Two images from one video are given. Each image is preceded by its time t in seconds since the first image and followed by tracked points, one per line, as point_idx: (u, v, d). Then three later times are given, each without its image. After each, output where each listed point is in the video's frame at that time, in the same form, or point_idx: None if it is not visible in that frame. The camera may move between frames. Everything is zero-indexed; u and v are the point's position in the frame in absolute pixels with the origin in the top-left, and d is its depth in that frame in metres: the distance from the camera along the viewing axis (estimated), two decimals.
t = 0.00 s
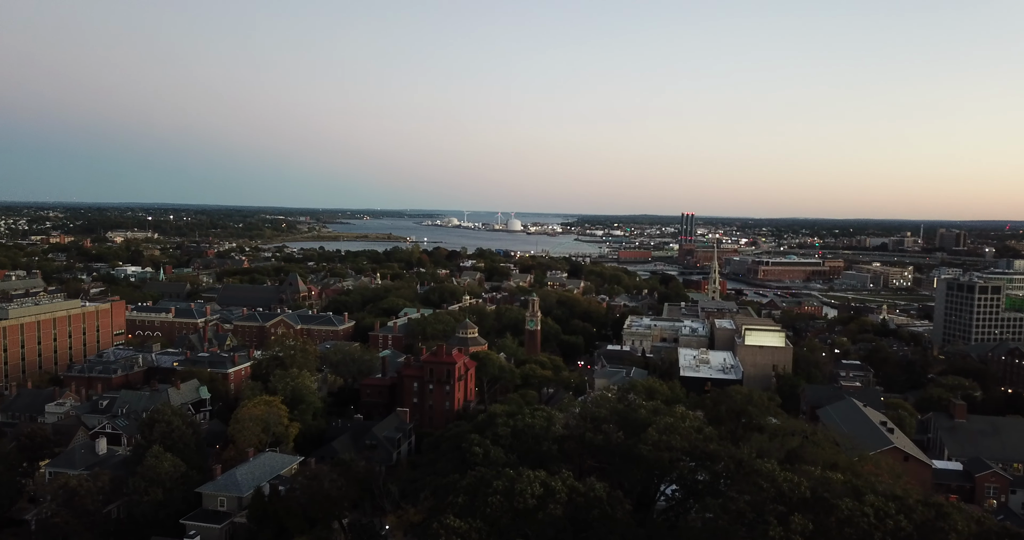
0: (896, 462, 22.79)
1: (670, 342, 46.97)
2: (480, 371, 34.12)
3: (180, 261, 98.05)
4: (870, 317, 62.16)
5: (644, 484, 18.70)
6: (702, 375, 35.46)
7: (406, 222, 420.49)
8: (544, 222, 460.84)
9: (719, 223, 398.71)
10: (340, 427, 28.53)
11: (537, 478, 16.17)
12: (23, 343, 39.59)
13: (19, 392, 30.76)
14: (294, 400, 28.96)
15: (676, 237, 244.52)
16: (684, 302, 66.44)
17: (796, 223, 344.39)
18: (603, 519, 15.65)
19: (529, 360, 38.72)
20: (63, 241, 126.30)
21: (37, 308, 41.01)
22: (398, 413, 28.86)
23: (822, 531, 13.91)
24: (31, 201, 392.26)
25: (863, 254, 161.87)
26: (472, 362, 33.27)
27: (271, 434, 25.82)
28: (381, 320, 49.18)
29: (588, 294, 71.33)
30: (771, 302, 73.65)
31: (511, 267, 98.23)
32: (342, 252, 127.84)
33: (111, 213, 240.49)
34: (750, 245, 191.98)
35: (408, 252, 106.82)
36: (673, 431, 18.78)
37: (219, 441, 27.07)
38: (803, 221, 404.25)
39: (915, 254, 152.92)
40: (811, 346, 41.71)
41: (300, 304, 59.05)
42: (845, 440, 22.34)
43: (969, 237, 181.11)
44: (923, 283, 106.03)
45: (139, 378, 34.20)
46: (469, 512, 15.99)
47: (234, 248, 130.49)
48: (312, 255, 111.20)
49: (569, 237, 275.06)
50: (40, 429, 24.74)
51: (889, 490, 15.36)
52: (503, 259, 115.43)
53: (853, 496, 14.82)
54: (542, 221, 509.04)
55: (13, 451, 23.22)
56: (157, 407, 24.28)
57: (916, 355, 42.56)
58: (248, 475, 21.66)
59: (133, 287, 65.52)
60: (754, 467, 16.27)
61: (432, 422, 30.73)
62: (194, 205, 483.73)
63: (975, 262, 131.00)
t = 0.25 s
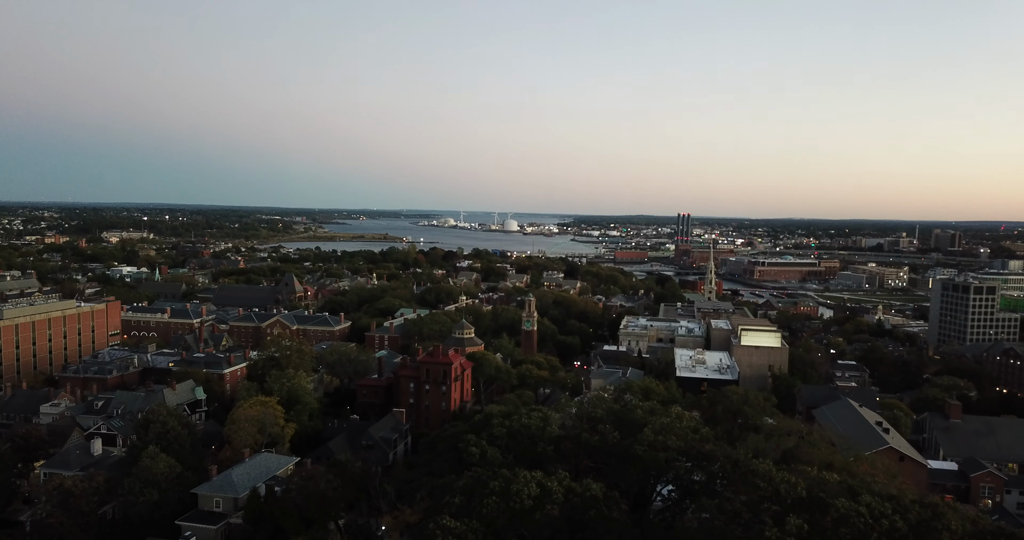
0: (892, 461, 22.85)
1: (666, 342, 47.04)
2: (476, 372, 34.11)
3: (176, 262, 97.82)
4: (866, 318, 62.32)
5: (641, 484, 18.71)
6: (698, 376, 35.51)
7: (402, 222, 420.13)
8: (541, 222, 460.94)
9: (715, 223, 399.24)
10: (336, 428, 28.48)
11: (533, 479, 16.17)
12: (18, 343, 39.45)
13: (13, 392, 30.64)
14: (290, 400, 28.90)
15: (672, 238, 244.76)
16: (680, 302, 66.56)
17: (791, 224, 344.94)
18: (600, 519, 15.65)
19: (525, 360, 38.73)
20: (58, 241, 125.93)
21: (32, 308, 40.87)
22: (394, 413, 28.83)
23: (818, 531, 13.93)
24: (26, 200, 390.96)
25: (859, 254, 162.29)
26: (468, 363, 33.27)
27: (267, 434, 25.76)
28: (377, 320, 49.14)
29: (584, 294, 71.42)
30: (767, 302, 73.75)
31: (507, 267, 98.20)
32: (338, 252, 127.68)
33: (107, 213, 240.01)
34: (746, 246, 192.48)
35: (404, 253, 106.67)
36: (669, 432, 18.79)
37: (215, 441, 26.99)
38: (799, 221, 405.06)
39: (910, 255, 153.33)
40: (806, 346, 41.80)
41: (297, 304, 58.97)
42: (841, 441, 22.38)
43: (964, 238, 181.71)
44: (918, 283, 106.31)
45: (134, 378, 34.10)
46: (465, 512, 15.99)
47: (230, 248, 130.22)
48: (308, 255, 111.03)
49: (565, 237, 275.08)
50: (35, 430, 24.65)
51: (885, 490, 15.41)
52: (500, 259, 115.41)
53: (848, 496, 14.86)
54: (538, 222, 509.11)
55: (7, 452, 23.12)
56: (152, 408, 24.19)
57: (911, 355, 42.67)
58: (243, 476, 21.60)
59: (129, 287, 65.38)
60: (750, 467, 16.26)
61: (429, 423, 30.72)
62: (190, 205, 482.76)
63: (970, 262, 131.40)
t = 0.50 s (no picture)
0: (887, 461, 22.91)
1: (663, 342, 47.09)
2: (472, 372, 34.12)
3: (171, 262, 97.65)
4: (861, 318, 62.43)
5: (637, 484, 18.72)
6: (694, 376, 35.56)
7: (398, 222, 419.87)
8: (537, 222, 461.08)
9: (712, 223, 399.00)
10: (332, 428, 28.44)
11: (530, 479, 16.19)
12: (13, 343, 39.35)
13: (8, 393, 30.55)
14: (286, 401, 28.85)
15: (668, 238, 245.11)
16: (676, 303, 66.64)
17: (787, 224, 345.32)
18: (596, 519, 15.67)
19: (522, 360, 38.73)
20: (53, 241, 125.59)
21: (27, 308, 40.75)
22: (390, 413, 28.81)
23: (813, 531, 13.97)
24: (21, 200, 389.85)
25: (855, 254, 162.74)
26: (465, 363, 33.26)
27: (263, 435, 25.71)
28: (373, 321, 49.09)
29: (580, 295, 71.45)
30: (763, 302, 73.86)
31: (504, 267, 98.19)
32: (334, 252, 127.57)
33: (102, 213, 239.81)
34: (742, 246, 193.18)
35: (401, 253, 106.55)
36: (666, 432, 18.82)
37: (210, 442, 26.94)
38: (795, 221, 405.83)
39: (905, 256, 153.69)
40: (802, 346, 41.89)
41: (293, 305, 58.90)
42: (837, 440, 22.43)
43: (960, 238, 182.26)
44: (914, 284, 106.56)
45: (129, 379, 34.03)
46: (461, 512, 15.99)
47: (226, 248, 130.03)
48: (304, 255, 110.89)
49: (561, 237, 275.19)
50: (29, 431, 24.56)
51: (880, 489, 15.45)
52: (496, 259, 115.42)
53: (844, 495, 14.90)
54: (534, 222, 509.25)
55: (2, 453, 23.04)
56: (148, 408, 24.13)
57: (907, 355, 42.78)
58: (239, 477, 21.56)
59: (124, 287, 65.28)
60: (746, 467, 16.29)
61: (425, 423, 30.70)
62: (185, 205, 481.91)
63: (965, 262, 131.77)
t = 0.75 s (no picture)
0: (883, 461, 22.94)
1: (659, 343, 47.12)
2: (469, 373, 34.11)
3: (167, 262, 97.48)
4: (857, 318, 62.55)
5: (634, 485, 18.72)
6: (690, 376, 35.60)
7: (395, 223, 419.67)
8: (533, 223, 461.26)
9: (708, 223, 400.01)
10: (328, 429, 28.39)
11: (526, 480, 16.18)
12: (8, 344, 39.23)
13: (3, 394, 30.45)
14: (282, 402, 28.80)
15: (664, 238, 245.54)
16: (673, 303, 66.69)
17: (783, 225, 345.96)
18: (593, 519, 15.66)
19: (518, 361, 38.73)
20: (49, 241, 125.29)
21: (22, 309, 40.64)
22: (387, 414, 28.78)
23: (809, 531, 13.99)
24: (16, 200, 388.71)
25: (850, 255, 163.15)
26: (461, 364, 33.25)
27: (259, 436, 25.66)
28: (369, 321, 49.05)
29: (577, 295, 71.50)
30: (759, 303, 73.96)
31: (500, 268, 98.22)
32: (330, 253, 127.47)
33: (97, 214, 239.60)
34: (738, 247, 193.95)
35: (397, 253, 106.44)
36: (662, 432, 18.84)
37: (206, 443, 26.87)
38: (790, 222, 406.60)
39: (900, 256, 154.07)
40: (798, 346, 41.97)
41: (289, 305, 58.83)
42: (833, 441, 22.46)
43: (954, 238, 182.88)
44: (909, 284, 106.83)
45: (125, 380, 33.94)
46: (458, 513, 15.98)
47: (222, 249, 129.86)
48: (300, 256, 110.78)
49: (557, 237, 275.43)
50: (24, 432, 24.47)
51: (875, 490, 15.48)
52: (493, 260, 115.43)
53: (839, 495, 14.92)
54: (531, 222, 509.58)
55: None
56: (143, 409, 24.08)
57: (902, 355, 42.87)
58: (235, 478, 21.52)
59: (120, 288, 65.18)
60: (742, 467, 16.32)
61: (421, 424, 30.66)
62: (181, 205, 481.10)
63: (960, 263, 132.16)
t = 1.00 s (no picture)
0: (878, 461, 23.00)
1: (655, 343, 47.17)
2: (465, 373, 34.11)
3: (162, 262, 97.26)
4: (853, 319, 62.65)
5: (630, 485, 18.73)
6: (686, 376, 35.64)
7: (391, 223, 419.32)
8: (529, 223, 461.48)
9: (704, 223, 400.59)
10: (324, 430, 28.36)
11: (522, 480, 16.19)
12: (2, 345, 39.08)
13: None
14: (278, 402, 28.75)
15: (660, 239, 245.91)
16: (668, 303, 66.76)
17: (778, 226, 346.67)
18: (589, 519, 15.66)
19: (514, 361, 38.74)
20: (44, 241, 124.94)
21: (16, 309, 40.50)
22: (383, 415, 28.77)
23: (804, 531, 14.02)
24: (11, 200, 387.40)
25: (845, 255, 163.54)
26: (457, 365, 33.23)
27: (254, 436, 25.59)
28: (365, 322, 49.01)
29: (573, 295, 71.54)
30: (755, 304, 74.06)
31: (496, 268, 98.19)
32: (326, 253, 127.30)
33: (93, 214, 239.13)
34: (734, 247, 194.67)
35: (393, 254, 106.34)
36: (658, 433, 18.85)
37: (201, 443, 26.81)
38: (786, 222, 407.48)
39: (896, 257, 154.49)
40: (794, 346, 42.07)
41: (285, 306, 58.72)
42: (829, 441, 22.50)
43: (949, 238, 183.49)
44: (905, 284, 107.09)
45: (120, 380, 33.83)
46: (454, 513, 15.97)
47: (218, 249, 129.61)
48: (296, 256, 110.63)
49: (554, 238, 275.63)
50: (19, 433, 24.38)
51: (870, 489, 15.52)
52: (488, 260, 115.42)
53: (834, 495, 14.95)
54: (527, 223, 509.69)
55: None
56: (138, 410, 24.03)
57: (898, 355, 42.97)
58: (230, 478, 21.48)
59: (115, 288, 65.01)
60: (737, 467, 16.34)
61: (417, 424, 30.64)
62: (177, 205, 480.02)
63: (954, 263, 132.54)
